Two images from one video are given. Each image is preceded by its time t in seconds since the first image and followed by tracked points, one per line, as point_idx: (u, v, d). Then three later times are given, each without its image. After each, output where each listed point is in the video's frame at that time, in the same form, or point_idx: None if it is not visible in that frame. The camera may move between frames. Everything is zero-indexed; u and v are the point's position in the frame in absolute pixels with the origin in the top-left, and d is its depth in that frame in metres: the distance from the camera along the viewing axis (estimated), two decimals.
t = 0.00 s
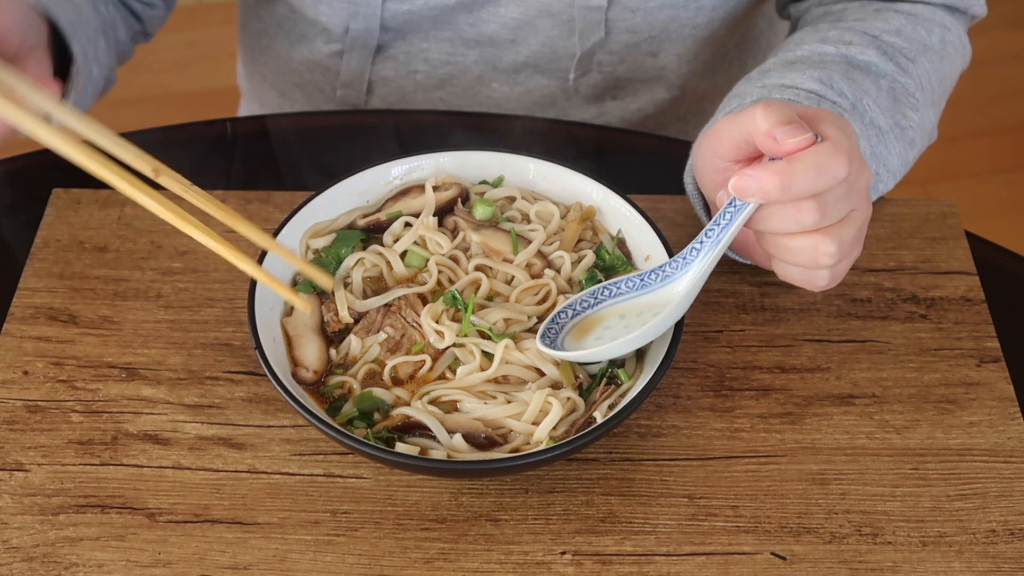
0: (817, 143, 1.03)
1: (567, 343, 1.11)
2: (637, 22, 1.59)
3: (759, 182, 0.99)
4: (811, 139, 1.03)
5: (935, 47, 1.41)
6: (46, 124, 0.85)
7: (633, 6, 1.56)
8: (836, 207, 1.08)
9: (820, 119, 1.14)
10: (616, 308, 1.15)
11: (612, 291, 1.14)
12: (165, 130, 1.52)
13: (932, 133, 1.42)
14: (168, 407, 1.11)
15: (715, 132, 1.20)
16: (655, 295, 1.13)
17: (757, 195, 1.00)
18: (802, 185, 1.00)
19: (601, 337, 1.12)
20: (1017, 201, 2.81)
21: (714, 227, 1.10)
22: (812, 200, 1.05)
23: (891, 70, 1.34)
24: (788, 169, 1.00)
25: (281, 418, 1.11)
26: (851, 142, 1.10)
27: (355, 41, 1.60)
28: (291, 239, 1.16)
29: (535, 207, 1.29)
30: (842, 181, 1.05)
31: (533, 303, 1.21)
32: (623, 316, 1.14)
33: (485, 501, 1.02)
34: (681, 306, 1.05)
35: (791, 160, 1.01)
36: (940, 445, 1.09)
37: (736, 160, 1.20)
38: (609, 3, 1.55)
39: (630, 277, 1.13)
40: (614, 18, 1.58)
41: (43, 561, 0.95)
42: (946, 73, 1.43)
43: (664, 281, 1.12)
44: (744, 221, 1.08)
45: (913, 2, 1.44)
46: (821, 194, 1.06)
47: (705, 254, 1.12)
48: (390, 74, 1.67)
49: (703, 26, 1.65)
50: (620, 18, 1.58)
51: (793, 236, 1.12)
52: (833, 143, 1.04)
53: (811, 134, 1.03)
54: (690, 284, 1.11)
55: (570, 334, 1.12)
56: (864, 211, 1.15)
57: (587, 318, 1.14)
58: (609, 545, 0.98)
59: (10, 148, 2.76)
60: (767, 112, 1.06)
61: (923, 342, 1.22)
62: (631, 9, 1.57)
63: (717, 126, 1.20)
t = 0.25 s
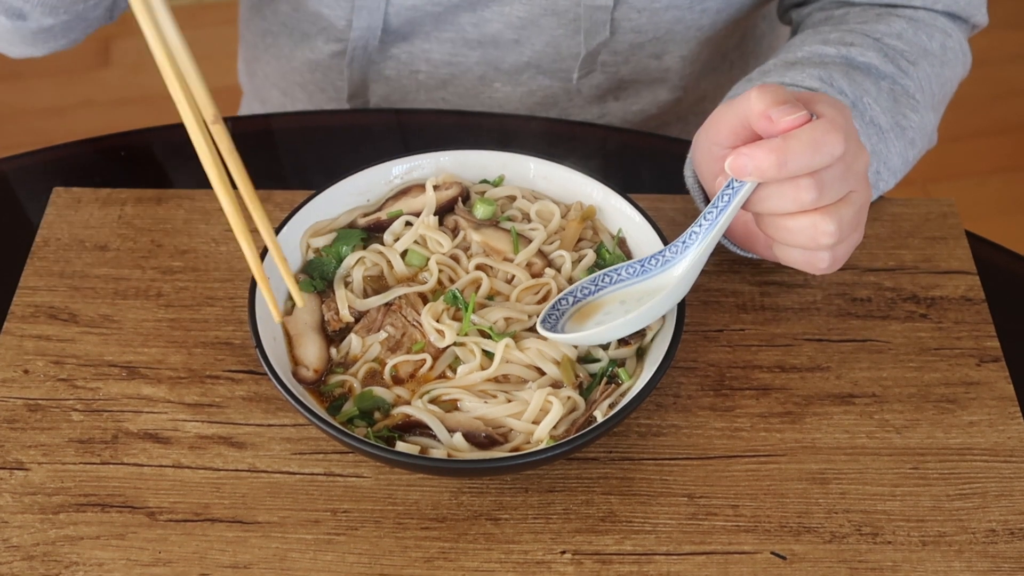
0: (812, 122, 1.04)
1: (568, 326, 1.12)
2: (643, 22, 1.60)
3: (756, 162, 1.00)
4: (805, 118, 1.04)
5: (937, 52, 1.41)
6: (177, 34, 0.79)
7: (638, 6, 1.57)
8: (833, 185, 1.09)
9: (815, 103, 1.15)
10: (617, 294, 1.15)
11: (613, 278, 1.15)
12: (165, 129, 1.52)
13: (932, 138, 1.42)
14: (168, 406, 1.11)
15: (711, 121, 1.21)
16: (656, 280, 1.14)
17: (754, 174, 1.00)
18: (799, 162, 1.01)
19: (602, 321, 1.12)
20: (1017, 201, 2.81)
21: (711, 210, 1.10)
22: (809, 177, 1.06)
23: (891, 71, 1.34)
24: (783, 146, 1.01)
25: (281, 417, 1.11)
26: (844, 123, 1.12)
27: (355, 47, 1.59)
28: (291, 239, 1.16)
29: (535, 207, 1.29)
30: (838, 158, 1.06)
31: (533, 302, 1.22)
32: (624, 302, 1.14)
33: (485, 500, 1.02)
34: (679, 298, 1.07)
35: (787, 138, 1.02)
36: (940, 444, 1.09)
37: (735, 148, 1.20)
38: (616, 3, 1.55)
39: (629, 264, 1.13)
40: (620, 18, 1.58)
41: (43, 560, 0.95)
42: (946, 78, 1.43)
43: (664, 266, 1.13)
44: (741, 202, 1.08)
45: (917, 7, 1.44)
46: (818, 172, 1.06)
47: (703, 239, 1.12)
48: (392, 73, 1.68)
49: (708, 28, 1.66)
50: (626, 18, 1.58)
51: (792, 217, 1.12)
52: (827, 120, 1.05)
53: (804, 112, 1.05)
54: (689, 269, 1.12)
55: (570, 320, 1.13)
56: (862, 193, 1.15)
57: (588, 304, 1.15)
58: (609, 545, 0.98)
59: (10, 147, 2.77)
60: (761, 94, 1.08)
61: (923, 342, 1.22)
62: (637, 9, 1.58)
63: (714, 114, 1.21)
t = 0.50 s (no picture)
0: (813, 117, 1.04)
1: (566, 319, 1.13)
2: (649, 23, 1.60)
3: (755, 156, 0.99)
4: (805, 114, 1.04)
5: (939, 54, 1.41)
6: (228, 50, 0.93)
7: (644, 6, 1.57)
8: (832, 181, 1.08)
9: (815, 99, 1.15)
10: (615, 287, 1.15)
11: (611, 271, 1.14)
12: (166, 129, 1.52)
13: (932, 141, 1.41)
14: (168, 406, 1.11)
15: (713, 116, 1.20)
16: (654, 274, 1.13)
17: (753, 169, 1.00)
18: (798, 157, 1.01)
19: (599, 315, 1.12)
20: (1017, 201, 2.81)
21: (710, 204, 1.09)
22: (809, 173, 1.06)
23: (893, 73, 1.34)
24: (783, 141, 1.00)
25: (281, 418, 1.11)
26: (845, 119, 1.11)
27: (361, 47, 1.59)
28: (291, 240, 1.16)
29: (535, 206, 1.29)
30: (838, 154, 1.05)
31: (533, 303, 1.21)
32: (621, 295, 1.14)
33: (485, 500, 1.02)
34: (679, 294, 1.08)
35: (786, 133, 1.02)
36: (940, 444, 1.09)
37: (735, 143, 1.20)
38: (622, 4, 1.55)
39: (626, 258, 1.13)
40: (626, 18, 1.59)
41: (43, 561, 0.95)
42: (948, 81, 1.42)
43: (662, 259, 1.13)
44: (740, 197, 1.07)
45: (919, 9, 1.44)
46: (817, 167, 1.06)
47: (701, 233, 1.11)
48: (397, 71, 1.67)
49: (713, 30, 1.66)
50: (632, 18, 1.59)
51: (791, 213, 1.12)
52: (828, 116, 1.05)
53: (805, 108, 1.05)
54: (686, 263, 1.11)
55: (569, 312, 1.14)
56: (861, 189, 1.15)
57: (586, 297, 1.15)
58: (609, 545, 0.98)
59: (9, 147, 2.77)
60: (762, 90, 1.08)
61: (923, 342, 1.22)
62: (643, 10, 1.58)
63: (715, 110, 1.21)
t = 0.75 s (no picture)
0: (811, 117, 1.04)
1: (565, 318, 1.13)
2: (649, 22, 1.60)
3: (752, 154, 0.99)
4: (803, 113, 1.04)
5: (939, 55, 1.41)
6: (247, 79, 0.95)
7: (645, 6, 1.57)
8: (830, 181, 1.08)
9: (815, 98, 1.15)
10: (614, 285, 1.15)
11: (610, 270, 1.14)
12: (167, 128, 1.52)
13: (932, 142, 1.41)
14: (168, 406, 1.11)
15: (713, 115, 1.20)
16: (652, 273, 1.13)
17: (751, 168, 1.00)
18: (796, 156, 1.01)
19: (598, 313, 1.12)
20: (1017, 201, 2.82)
21: (709, 203, 1.09)
22: (807, 172, 1.06)
23: (893, 73, 1.34)
24: (780, 140, 1.00)
25: (281, 418, 1.11)
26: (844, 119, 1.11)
27: (362, 47, 1.59)
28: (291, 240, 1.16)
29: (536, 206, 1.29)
30: (836, 153, 1.05)
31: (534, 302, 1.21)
32: (620, 293, 1.14)
33: (485, 500, 1.02)
34: (679, 292, 1.08)
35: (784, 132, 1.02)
36: (940, 444, 1.09)
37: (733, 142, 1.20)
38: (622, 3, 1.55)
39: (624, 256, 1.13)
40: (627, 18, 1.59)
41: (43, 561, 0.95)
42: (948, 82, 1.42)
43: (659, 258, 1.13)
44: (739, 195, 1.07)
45: (920, 10, 1.44)
46: (816, 166, 1.06)
47: (699, 232, 1.11)
48: (398, 71, 1.67)
49: (713, 30, 1.66)
50: (632, 18, 1.59)
51: (790, 212, 1.12)
52: (826, 116, 1.05)
53: (803, 108, 1.05)
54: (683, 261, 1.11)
55: (568, 310, 1.13)
56: (861, 189, 1.15)
57: (585, 296, 1.15)
58: (609, 545, 0.98)
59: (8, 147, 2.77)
60: (761, 88, 1.08)
61: (923, 342, 1.22)
62: (643, 9, 1.58)
63: (714, 108, 1.21)
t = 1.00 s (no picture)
0: (810, 117, 1.04)
1: (564, 318, 1.12)
2: (648, 22, 1.60)
3: (751, 155, 0.99)
4: (802, 113, 1.04)
5: (939, 54, 1.41)
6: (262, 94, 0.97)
7: (644, 6, 1.57)
8: (828, 181, 1.08)
9: (813, 98, 1.15)
10: (612, 286, 1.15)
11: (609, 270, 1.14)
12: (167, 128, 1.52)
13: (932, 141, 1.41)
14: (168, 406, 1.11)
15: (712, 115, 1.20)
16: (651, 273, 1.13)
17: (749, 168, 1.00)
18: (794, 156, 1.01)
19: (596, 314, 1.12)
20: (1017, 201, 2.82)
21: (708, 204, 1.09)
22: (805, 172, 1.06)
23: (893, 73, 1.34)
24: (778, 140, 1.00)
25: (281, 417, 1.11)
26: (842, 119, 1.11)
27: (361, 47, 1.59)
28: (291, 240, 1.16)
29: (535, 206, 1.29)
30: (835, 153, 1.05)
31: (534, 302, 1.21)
32: (619, 293, 1.14)
33: (485, 500, 1.02)
34: (678, 292, 1.08)
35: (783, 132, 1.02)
36: (940, 444, 1.09)
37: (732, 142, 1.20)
38: (621, 4, 1.55)
39: (623, 257, 1.13)
40: (626, 18, 1.59)
41: (43, 560, 0.95)
42: (948, 82, 1.42)
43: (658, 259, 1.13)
44: (738, 195, 1.07)
45: (919, 9, 1.44)
46: (814, 166, 1.06)
47: (698, 233, 1.11)
48: (397, 70, 1.67)
49: (713, 30, 1.66)
50: (632, 18, 1.59)
51: (788, 212, 1.12)
52: (825, 116, 1.05)
53: (802, 107, 1.05)
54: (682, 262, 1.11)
55: (566, 310, 1.13)
56: (860, 189, 1.15)
57: (583, 296, 1.14)
58: (609, 545, 0.98)
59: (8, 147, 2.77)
60: (759, 88, 1.08)
61: (923, 342, 1.22)
62: (643, 9, 1.58)
63: (712, 108, 1.21)
